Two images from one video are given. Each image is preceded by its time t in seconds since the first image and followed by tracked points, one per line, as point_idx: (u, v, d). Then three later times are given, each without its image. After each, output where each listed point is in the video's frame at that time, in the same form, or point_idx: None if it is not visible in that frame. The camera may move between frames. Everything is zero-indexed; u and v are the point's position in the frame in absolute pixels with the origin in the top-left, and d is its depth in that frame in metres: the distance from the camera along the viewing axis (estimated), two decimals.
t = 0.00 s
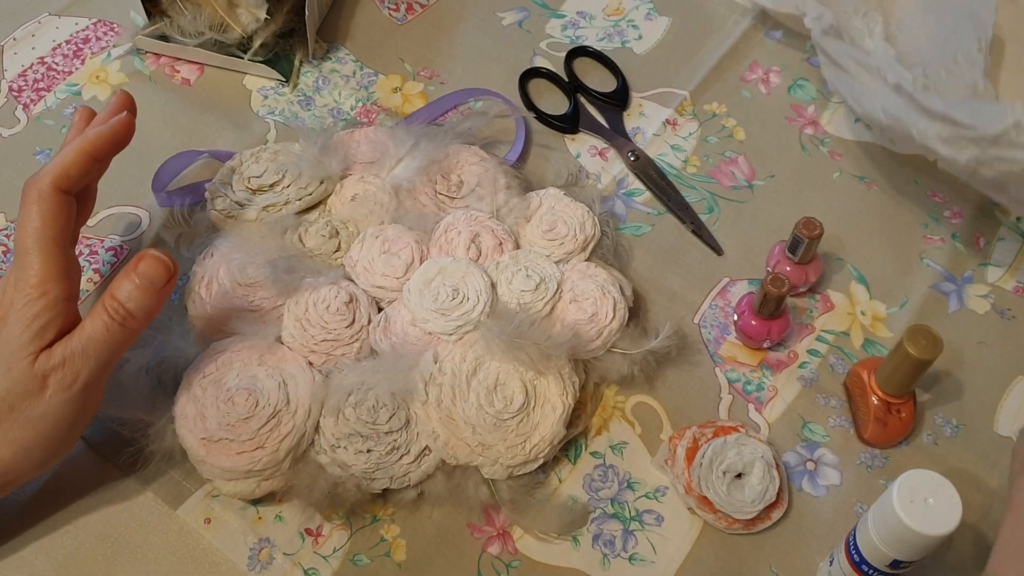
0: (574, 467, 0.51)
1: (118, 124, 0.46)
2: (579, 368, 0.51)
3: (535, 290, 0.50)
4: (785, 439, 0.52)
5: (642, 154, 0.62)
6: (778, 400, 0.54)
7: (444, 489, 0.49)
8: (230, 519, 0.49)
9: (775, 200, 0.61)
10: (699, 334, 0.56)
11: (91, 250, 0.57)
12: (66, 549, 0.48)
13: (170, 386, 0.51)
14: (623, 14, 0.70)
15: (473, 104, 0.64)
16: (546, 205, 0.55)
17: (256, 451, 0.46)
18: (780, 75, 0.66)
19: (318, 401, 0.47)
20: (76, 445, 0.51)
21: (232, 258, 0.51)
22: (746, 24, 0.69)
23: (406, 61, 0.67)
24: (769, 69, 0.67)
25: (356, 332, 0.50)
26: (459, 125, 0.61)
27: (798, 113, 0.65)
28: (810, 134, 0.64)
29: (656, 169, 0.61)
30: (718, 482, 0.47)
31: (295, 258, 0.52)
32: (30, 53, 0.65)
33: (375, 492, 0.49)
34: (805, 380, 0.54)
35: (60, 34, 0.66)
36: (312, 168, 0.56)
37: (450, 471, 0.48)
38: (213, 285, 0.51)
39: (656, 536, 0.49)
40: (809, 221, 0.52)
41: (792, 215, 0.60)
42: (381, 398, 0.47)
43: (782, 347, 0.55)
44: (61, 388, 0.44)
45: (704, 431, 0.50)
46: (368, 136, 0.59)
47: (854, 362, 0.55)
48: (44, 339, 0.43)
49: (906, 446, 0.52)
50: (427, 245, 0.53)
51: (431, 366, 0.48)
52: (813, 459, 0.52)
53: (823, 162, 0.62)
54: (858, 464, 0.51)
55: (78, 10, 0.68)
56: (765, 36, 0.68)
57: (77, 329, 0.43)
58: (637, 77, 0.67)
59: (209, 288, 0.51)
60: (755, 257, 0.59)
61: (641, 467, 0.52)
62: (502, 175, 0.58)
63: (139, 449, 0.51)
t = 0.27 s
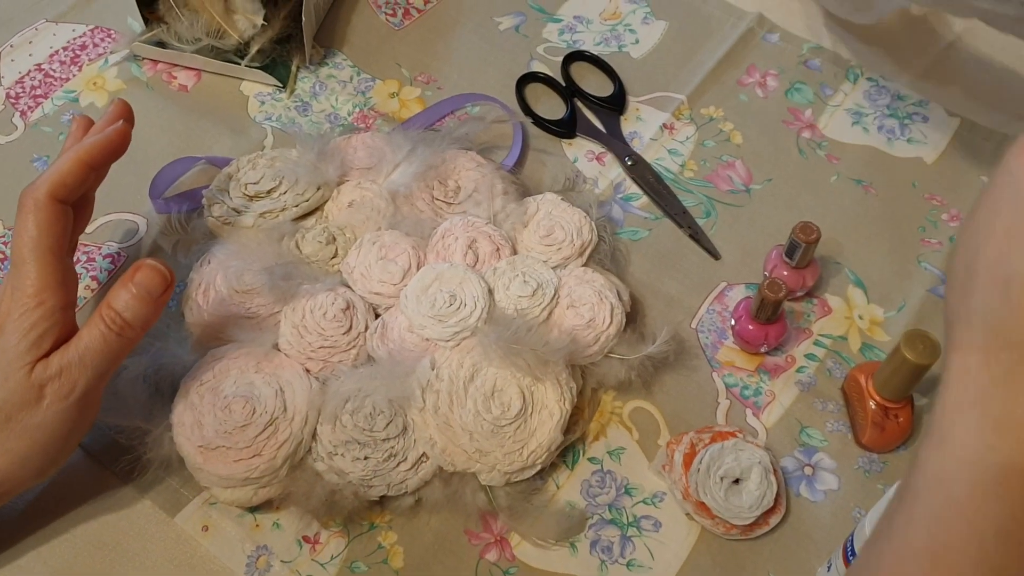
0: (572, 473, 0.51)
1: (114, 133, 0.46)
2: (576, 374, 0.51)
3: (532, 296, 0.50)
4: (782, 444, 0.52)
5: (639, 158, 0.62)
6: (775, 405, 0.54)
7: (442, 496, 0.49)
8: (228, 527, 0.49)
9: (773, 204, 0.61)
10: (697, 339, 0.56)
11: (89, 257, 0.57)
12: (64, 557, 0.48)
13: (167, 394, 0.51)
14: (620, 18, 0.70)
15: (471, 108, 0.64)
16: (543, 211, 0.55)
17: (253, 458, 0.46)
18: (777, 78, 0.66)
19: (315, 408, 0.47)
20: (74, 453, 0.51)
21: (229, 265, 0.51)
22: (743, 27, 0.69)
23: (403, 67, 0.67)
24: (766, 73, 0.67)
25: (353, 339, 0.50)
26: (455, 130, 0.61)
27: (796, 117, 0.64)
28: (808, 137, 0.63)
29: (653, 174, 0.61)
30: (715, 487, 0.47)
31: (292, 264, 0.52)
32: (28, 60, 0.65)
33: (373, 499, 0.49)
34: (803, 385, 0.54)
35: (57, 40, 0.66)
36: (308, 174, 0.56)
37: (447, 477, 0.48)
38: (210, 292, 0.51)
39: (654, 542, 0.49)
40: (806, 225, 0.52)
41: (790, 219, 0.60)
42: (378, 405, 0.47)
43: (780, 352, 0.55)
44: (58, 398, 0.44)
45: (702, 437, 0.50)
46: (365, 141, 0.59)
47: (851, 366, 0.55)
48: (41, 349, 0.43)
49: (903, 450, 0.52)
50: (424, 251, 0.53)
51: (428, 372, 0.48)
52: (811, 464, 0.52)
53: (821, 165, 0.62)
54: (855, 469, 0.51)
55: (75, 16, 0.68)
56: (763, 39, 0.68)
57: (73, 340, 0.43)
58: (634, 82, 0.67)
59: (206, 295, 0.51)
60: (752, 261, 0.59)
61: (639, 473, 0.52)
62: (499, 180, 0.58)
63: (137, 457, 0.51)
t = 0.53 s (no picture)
0: (573, 481, 0.51)
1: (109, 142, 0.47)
2: (576, 382, 0.51)
3: (532, 304, 0.50)
4: (783, 451, 0.52)
5: (639, 165, 0.62)
6: (776, 411, 0.53)
7: (443, 505, 0.49)
8: (228, 537, 0.49)
9: (772, 209, 0.61)
10: (697, 346, 0.56)
11: (89, 266, 0.57)
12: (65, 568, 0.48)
13: (168, 404, 0.51)
14: (619, 24, 0.70)
15: (470, 115, 0.64)
16: (543, 218, 0.55)
17: (254, 468, 0.46)
18: (776, 84, 0.66)
19: (315, 418, 0.47)
20: (74, 463, 0.51)
21: (229, 275, 0.51)
22: (743, 32, 0.69)
23: (402, 74, 0.67)
24: (765, 78, 0.67)
25: (353, 348, 0.50)
26: (454, 138, 0.61)
27: (795, 122, 0.64)
28: (808, 143, 0.63)
29: (653, 181, 0.61)
30: (716, 495, 0.47)
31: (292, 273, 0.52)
32: (27, 69, 0.65)
33: (374, 508, 0.48)
34: (803, 391, 0.54)
35: (56, 49, 0.66)
36: (308, 182, 0.56)
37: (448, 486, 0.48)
38: (210, 301, 0.51)
39: (655, 550, 0.49)
40: (805, 232, 0.52)
41: (790, 225, 0.60)
42: (378, 414, 0.46)
43: (780, 358, 0.55)
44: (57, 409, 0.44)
45: (703, 444, 0.50)
46: (364, 149, 0.58)
47: (852, 373, 0.55)
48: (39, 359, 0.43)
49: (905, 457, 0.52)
50: (424, 259, 0.53)
51: (429, 381, 0.48)
52: (812, 471, 0.51)
53: (820, 171, 0.62)
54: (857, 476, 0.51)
55: (74, 25, 0.68)
56: (762, 44, 0.68)
57: (70, 350, 0.43)
58: (633, 88, 0.67)
59: (206, 304, 0.51)
60: (752, 267, 0.59)
61: (639, 480, 0.51)
62: (499, 188, 0.58)
63: (137, 467, 0.51)
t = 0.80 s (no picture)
0: (576, 482, 0.51)
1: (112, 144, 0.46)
2: (580, 383, 0.51)
3: (535, 305, 0.50)
4: (787, 452, 0.52)
5: (641, 165, 0.62)
6: (780, 412, 0.53)
7: (446, 506, 0.49)
8: (231, 538, 0.49)
9: (775, 210, 0.61)
10: (701, 346, 0.56)
11: (91, 267, 0.57)
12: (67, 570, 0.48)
13: (170, 405, 0.50)
14: (621, 24, 0.70)
15: (472, 116, 0.64)
16: (546, 219, 0.55)
17: (257, 470, 0.46)
18: (779, 83, 0.66)
19: (318, 419, 0.47)
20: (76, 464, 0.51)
21: (231, 276, 0.51)
22: (745, 31, 0.69)
23: (404, 74, 0.67)
24: (768, 78, 0.66)
25: (356, 349, 0.50)
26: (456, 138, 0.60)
27: (798, 122, 0.64)
28: (810, 142, 0.63)
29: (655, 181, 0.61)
30: (721, 496, 0.47)
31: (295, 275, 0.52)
32: (28, 70, 0.65)
33: (377, 510, 0.48)
34: (807, 392, 0.54)
35: (58, 50, 0.66)
36: (310, 184, 0.56)
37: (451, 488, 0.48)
38: (213, 303, 0.50)
39: (659, 551, 0.49)
40: (809, 232, 0.52)
41: (793, 225, 0.60)
42: (381, 416, 0.46)
43: (784, 359, 0.55)
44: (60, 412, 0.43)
45: (707, 445, 0.50)
46: (367, 150, 0.58)
47: (856, 373, 0.54)
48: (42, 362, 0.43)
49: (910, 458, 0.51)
50: (426, 260, 0.53)
51: (432, 382, 0.47)
52: (816, 472, 0.51)
53: (823, 171, 0.62)
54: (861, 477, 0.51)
55: (75, 26, 0.68)
56: (764, 44, 0.68)
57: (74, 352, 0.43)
58: (635, 87, 0.67)
59: (208, 306, 0.51)
60: (755, 268, 0.58)
61: (643, 481, 0.51)
62: (501, 188, 0.58)
63: (140, 468, 0.51)
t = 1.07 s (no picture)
0: (577, 480, 0.51)
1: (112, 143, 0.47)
2: (581, 381, 0.51)
3: (536, 303, 0.50)
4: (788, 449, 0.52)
5: (642, 162, 0.62)
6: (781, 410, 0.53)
7: (447, 504, 0.49)
8: (232, 536, 0.49)
9: (776, 207, 0.61)
10: (701, 344, 0.56)
11: (91, 266, 0.57)
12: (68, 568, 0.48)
13: (171, 403, 0.50)
14: (621, 22, 0.70)
15: (473, 114, 0.64)
16: (546, 216, 0.55)
17: (257, 468, 0.46)
18: (779, 81, 0.66)
19: (319, 417, 0.47)
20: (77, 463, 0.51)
21: (232, 274, 0.51)
22: (746, 28, 0.68)
23: (405, 73, 0.67)
24: (769, 76, 0.66)
25: (357, 347, 0.50)
26: (457, 137, 0.60)
27: (798, 120, 0.64)
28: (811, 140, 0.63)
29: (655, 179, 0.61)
30: (721, 493, 0.46)
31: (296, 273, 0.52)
32: (28, 69, 0.65)
33: (378, 508, 0.48)
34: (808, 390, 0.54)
35: (58, 49, 0.66)
36: (311, 182, 0.56)
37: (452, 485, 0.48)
38: (214, 301, 0.50)
39: (660, 549, 0.49)
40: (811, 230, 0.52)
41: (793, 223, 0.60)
42: (382, 414, 0.46)
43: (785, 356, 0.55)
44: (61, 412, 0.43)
45: (708, 442, 0.49)
46: (367, 148, 0.58)
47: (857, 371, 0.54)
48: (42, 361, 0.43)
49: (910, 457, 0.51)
50: (427, 257, 0.53)
51: (432, 380, 0.47)
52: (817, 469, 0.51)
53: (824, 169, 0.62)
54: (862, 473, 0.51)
55: (75, 25, 0.68)
56: (766, 41, 0.68)
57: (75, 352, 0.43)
58: (636, 85, 0.67)
59: (209, 303, 0.51)
60: (756, 266, 0.58)
61: (644, 479, 0.51)
62: (502, 186, 0.58)
63: (141, 467, 0.51)
